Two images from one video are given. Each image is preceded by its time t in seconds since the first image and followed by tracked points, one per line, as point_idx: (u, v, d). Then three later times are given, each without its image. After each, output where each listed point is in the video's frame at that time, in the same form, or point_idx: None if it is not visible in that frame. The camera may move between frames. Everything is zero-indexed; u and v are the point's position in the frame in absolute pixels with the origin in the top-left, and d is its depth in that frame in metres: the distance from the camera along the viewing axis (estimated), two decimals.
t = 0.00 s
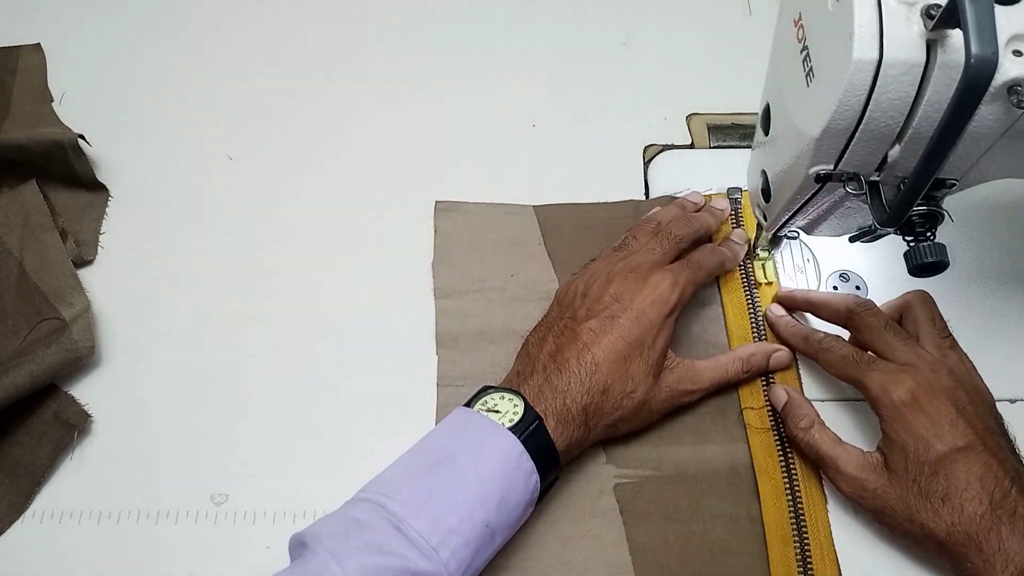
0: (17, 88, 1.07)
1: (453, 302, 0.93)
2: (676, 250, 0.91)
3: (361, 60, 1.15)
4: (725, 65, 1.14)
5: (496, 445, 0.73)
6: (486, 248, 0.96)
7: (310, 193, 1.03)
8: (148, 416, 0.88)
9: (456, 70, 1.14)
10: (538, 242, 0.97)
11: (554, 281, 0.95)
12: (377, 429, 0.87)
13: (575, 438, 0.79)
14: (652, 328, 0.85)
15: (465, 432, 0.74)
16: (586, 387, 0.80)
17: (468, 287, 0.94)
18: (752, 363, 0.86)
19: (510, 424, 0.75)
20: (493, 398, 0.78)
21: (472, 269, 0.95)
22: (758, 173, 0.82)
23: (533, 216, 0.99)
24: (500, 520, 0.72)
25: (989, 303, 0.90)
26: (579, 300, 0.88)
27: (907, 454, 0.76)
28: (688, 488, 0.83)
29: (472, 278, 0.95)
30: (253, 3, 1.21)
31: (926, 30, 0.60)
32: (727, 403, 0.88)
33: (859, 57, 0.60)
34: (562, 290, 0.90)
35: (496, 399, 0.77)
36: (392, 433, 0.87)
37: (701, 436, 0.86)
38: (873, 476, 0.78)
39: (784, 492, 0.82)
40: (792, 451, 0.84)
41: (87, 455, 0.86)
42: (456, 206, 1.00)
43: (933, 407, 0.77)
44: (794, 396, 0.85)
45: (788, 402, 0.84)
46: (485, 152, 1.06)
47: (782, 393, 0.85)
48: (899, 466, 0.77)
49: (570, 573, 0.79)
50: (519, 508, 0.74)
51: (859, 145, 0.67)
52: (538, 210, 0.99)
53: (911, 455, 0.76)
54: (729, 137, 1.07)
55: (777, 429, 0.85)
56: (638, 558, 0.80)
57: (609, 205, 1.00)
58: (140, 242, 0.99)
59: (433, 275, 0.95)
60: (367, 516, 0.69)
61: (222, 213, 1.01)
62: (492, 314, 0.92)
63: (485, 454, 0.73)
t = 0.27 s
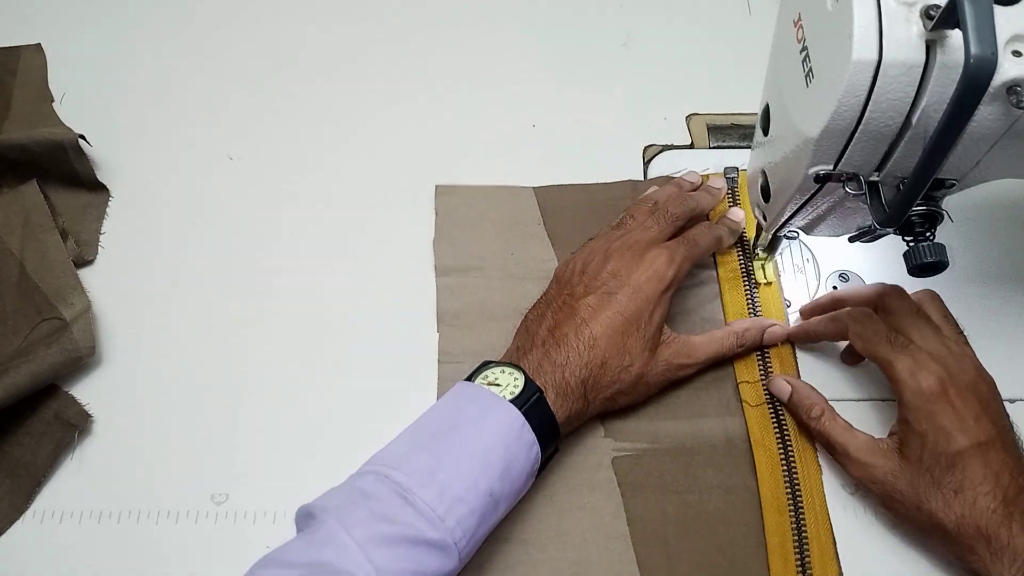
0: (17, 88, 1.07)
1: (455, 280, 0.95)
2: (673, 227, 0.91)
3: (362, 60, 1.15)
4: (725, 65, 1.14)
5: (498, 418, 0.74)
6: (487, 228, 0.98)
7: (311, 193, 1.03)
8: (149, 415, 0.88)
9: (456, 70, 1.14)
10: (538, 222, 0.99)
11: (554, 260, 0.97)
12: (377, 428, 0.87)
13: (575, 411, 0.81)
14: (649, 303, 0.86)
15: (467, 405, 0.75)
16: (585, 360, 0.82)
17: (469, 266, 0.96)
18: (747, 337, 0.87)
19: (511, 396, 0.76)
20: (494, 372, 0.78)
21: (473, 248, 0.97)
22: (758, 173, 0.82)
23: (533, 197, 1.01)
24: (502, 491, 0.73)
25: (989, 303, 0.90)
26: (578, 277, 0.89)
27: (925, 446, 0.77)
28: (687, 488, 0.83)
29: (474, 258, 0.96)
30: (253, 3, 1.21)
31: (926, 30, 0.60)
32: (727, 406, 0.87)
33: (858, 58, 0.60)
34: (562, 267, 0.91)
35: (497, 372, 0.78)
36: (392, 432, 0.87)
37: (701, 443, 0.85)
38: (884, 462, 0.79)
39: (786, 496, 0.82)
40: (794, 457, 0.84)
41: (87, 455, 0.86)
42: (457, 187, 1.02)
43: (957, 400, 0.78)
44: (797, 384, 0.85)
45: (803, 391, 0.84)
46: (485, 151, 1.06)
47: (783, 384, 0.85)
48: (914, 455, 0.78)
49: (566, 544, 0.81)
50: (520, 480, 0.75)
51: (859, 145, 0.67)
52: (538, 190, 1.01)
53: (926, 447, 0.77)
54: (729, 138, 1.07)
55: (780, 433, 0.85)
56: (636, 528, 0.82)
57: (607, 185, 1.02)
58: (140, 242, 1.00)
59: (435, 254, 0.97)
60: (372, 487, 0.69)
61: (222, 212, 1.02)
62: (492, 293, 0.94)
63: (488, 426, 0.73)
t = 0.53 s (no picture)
0: (18, 88, 1.07)
1: (456, 258, 0.97)
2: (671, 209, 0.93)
3: (362, 61, 1.15)
4: (725, 66, 1.14)
5: (501, 386, 0.75)
6: (488, 206, 1.00)
7: (311, 192, 1.03)
8: (149, 416, 0.88)
9: (456, 70, 1.14)
10: (538, 203, 1.01)
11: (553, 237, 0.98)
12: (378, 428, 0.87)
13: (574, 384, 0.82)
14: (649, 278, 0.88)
15: (470, 374, 0.76)
16: (584, 333, 0.83)
17: (469, 245, 0.97)
18: (743, 314, 0.87)
19: (513, 365, 0.76)
20: (495, 344, 0.79)
21: (474, 227, 0.99)
22: (758, 173, 0.82)
23: (533, 178, 1.03)
24: (507, 458, 0.73)
25: (989, 303, 0.90)
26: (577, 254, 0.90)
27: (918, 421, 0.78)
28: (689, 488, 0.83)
29: (474, 237, 0.98)
30: (253, 4, 1.21)
31: (926, 30, 0.60)
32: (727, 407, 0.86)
33: (859, 57, 0.60)
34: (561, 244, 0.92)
35: (499, 345, 0.79)
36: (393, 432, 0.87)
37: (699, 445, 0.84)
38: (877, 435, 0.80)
39: (783, 497, 0.82)
40: (793, 462, 0.83)
41: (87, 455, 0.86)
42: (459, 167, 1.04)
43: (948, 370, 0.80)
44: (799, 361, 0.85)
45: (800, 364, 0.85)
46: (486, 151, 1.06)
47: (785, 362, 0.86)
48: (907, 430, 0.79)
49: (562, 512, 0.82)
50: (524, 449, 0.75)
51: (859, 145, 0.67)
52: (538, 172, 1.03)
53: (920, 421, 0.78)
54: (729, 138, 1.07)
55: (779, 436, 0.84)
56: (631, 500, 0.82)
57: (608, 166, 1.04)
58: (139, 243, 0.99)
59: (436, 232, 0.99)
60: (380, 455, 0.70)
61: (222, 212, 1.02)
62: (492, 270, 0.96)
63: (491, 395, 0.74)
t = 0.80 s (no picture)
0: (18, 88, 1.07)
1: (455, 253, 0.97)
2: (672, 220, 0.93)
3: (362, 60, 1.15)
4: (725, 66, 1.14)
5: (497, 401, 0.74)
6: (487, 201, 1.00)
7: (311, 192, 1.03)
8: (149, 416, 0.88)
9: (457, 70, 1.14)
10: (538, 199, 1.01)
11: (553, 232, 0.98)
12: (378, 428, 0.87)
13: (572, 396, 0.81)
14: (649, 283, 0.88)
15: (467, 388, 0.75)
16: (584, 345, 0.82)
17: (469, 240, 0.98)
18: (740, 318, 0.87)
19: (511, 377, 0.76)
20: (493, 356, 0.79)
21: (473, 223, 0.99)
22: (758, 173, 0.82)
23: (533, 172, 1.02)
24: (502, 472, 0.73)
25: (989, 303, 0.90)
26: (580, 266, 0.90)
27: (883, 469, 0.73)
28: (689, 489, 0.82)
29: (474, 232, 0.98)
30: (254, 4, 1.21)
31: (926, 30, 0.60)
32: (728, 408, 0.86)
33: (859, 57, 0.60)
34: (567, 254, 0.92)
35: (499, 357, 0.78)
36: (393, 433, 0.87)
37: (699, 445, 0.84)
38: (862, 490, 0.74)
39: (782, 495, 0.81)
40: (793, 460, 0.83)
41: (87, 455, 0.86)
42: (459, 163, 1.04)
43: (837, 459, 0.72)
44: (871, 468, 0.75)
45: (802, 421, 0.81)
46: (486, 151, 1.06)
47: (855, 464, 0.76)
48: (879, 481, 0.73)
49: (562, 506, 0.82)
50: (521, 460, 0.75)
51: (859, 145, 0.67)
52: (538, 167, 1.03)
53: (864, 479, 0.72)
54: (729, 138, 1.07)
55: (778, 434, 0.84)
56: (629, 495, 0.82)
57: (607, 161, 1.04)
58: (139, 243, 0.99)
59: (435, 227, 0.99)
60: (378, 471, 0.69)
61: (222, 212, 1.02)
62: (492, 264, 0.96)
63: (488, 407, 0.74)
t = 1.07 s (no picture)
0: (18, 89, 1.07)
1: (455, 257, 0.97)
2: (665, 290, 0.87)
3: (362, 61, 1.15)
4: (724, 68, 1.14)
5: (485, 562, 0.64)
6: (487, 204, 1.00)
7: (311, 194, 1.03)
8: (149, 416, 0.88)
9: (457, 72, 1.14)
10: (537, 201, 1.01)
11: (553, 233, 0.98)
12: (379, 430, 0.87)
13: None
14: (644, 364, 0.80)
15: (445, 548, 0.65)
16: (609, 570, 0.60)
17: (469, 242, 0.98)
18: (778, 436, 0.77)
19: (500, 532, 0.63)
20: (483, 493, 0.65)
21: (473, 225, 0.99)
22: (758, 173, 0.82)
23: (533, 175, 1.03)
24: None
25: (989, 303, 0.90)
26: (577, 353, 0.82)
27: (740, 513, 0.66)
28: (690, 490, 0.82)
29: (474, 235, 0.98)
30: (254, 6, 1.21)
31: (926, 30, 0.60)
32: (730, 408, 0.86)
33: (859, 58, 0.60)
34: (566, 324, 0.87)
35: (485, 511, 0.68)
36: (394, 435, 0.87)
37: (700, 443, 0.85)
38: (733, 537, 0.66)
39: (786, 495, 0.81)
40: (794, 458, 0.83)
41: (88, 455, 0.86)
42: (458, 167, 1.04)
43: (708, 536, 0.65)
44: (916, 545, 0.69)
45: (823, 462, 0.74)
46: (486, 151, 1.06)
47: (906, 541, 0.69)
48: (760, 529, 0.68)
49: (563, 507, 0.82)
50: None
51: (859, 145, 0.67)
52: (537, 169, 1.03)
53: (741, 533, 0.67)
54: (729, 138, 1.07)
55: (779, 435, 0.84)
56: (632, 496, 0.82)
57: (607, 163, 1.04)
58: (140, 243, 0.99)
59: (435, 229, 0.99)
60: None
61: (222, 213, 1.02)
62: (492, 267, 0.96)
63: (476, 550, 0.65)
